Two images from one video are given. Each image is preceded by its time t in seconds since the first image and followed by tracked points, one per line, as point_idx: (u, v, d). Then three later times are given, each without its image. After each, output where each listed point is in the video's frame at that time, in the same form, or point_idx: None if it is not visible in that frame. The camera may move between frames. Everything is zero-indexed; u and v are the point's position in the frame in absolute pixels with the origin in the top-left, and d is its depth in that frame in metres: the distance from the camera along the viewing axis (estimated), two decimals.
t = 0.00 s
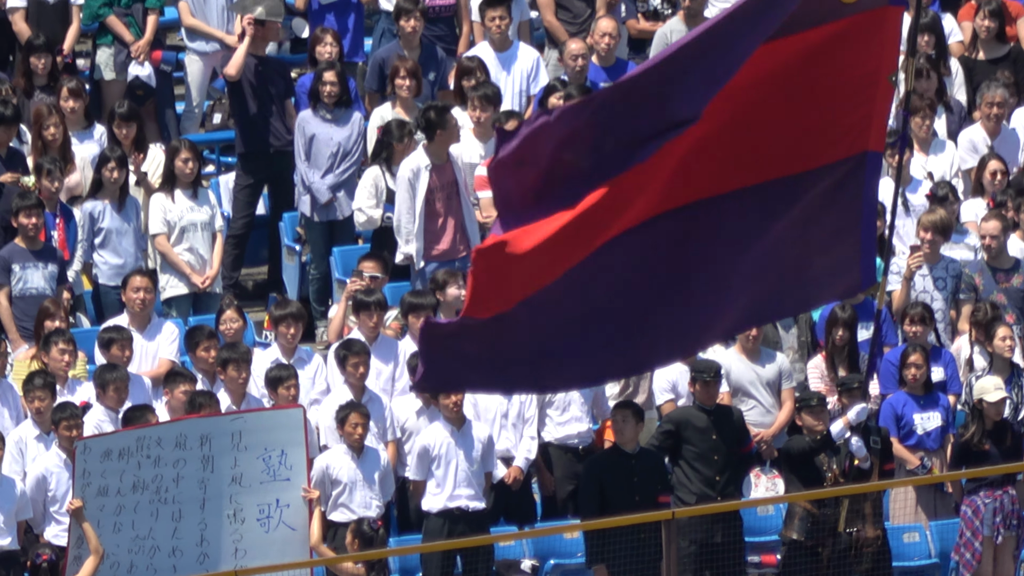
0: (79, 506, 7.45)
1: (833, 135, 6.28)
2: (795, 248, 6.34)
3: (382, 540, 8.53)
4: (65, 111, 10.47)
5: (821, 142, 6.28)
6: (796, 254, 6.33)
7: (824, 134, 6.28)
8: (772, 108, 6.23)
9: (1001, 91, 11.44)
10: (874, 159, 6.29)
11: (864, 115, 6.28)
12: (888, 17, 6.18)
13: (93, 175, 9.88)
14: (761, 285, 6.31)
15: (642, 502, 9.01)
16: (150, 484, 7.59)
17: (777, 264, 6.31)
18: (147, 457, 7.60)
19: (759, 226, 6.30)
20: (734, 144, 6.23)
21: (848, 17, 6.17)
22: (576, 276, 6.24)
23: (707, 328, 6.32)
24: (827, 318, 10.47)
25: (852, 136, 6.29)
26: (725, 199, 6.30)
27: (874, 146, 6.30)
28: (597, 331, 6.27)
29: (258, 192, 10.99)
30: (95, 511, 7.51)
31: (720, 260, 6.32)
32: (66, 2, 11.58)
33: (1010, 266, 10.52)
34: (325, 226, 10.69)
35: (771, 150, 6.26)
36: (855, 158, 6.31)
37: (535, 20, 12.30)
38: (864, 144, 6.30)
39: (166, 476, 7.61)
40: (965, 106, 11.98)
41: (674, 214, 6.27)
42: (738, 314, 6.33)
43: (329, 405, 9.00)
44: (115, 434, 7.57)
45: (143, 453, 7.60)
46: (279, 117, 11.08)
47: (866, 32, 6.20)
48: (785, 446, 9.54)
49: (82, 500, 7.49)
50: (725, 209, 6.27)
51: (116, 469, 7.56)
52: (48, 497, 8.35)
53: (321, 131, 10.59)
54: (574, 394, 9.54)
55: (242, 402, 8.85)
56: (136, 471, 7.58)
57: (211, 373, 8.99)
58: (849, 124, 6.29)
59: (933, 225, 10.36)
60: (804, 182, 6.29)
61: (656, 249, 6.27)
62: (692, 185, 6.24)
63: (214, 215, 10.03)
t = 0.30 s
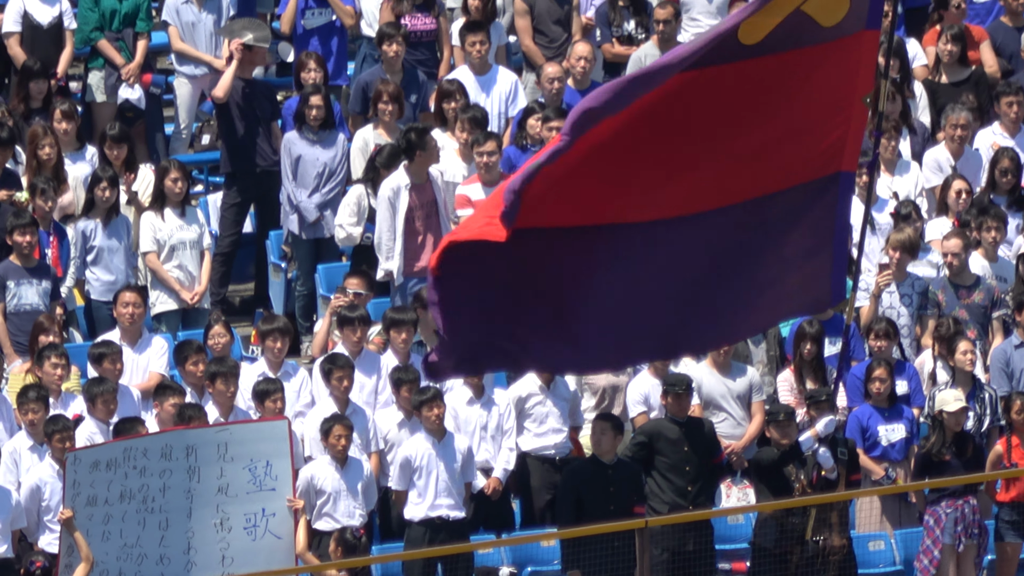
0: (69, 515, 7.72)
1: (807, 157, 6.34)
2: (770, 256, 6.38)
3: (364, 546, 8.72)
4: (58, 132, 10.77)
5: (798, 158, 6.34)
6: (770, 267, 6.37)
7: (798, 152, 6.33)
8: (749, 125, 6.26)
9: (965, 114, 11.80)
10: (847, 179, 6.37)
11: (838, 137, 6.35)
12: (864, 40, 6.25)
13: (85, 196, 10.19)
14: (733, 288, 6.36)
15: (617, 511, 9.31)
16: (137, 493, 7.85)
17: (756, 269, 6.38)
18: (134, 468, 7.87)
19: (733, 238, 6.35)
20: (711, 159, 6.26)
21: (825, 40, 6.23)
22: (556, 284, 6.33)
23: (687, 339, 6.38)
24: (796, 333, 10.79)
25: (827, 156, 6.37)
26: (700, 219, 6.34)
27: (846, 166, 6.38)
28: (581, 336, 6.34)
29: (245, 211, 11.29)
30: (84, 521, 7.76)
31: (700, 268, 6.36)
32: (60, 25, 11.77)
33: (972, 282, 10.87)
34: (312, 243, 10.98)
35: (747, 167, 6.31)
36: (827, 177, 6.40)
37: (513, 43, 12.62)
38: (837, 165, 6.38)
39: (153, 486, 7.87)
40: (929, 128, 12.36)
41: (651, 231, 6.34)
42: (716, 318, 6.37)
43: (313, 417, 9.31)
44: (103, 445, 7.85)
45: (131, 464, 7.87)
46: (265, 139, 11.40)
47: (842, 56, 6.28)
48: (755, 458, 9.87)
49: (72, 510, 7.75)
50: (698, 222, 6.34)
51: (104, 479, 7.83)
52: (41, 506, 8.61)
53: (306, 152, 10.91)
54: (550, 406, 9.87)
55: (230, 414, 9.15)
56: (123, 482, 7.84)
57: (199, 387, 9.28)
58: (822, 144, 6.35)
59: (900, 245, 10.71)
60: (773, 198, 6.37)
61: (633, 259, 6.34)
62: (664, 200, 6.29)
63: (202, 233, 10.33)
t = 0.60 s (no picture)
0: (68, 526, 7.82)
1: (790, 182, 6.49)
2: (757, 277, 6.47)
3: (353, 556, 9.14)
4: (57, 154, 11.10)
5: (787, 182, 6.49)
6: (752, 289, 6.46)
7: (785, 179, 6.50)
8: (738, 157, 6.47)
9: (936, 136, 12.08)
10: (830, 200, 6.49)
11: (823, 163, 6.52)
12: (846, 70, 6.49)
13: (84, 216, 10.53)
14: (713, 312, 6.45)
15: (599, 520, 9.63)
16: (133, 504, 7.88)
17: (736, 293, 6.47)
18: (130, 479, 7.91)
19: (718, 265, 6.46)
20: (701, 188, 6.46)
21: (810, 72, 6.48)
22: (550, 311, 6.43)
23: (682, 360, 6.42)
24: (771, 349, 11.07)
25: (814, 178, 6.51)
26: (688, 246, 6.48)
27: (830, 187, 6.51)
28: (560, 360, 6.37)
29: (239, 231, 11.62)
30: (81, 530, 7.85)
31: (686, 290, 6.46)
32: (59, 51, 12.10)
33: (942, 300, 11.17)
34: (304, 261, 11.36)
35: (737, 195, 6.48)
36: (811, 199, 6.52)
37: (497, 68, 12.96)
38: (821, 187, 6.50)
39: (147, 496, 7.91)
40: (901, 151, 12.72)
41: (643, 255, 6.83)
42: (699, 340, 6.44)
43: (305, 430, 9.64)
44: (101, 458, 7.89)
45: (126, 475, 7.91)
46: (258, 160, 11.74)
47: (826, 87, 6.50)
48: (733, 469, 10.18)
49: (70, 520, 7.84)
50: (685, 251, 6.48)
51: (101, 490, 7.89)
52: (41, 516, 8.91)
53: (299, 174, 11.28)
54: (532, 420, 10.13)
55: (224, 427, 9.47)
56: (119, 492, 7.90)
57: (195, 401, 9.61)
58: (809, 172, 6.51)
59: (875, 262, 11.01)
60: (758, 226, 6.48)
61: (625, 286, 6.45)
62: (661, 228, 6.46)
63: (196, 252, 10.64)
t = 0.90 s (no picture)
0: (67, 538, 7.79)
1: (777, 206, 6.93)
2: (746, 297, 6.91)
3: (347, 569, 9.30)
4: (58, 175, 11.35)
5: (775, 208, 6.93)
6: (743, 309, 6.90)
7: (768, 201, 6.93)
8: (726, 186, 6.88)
9: (919, 157, 12.34)
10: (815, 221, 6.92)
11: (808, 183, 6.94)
12: (833, 96, 6.92)
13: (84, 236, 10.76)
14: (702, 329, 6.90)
15: (590, 534, 9.83)
16: (128, 516, 7.71)
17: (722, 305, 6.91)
18: (125, 491, 7.73)
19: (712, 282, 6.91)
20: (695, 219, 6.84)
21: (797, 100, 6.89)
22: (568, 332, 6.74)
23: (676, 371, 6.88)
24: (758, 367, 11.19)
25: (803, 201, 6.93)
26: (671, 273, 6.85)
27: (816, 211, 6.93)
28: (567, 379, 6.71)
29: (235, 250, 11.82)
30: (81, 541, 7.78)
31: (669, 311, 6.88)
32: (60, 74, 12.36)
33: (924, 318, 11.39)
34: (297, 280, 11.55)
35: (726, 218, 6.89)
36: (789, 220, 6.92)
37: (489, 90, 13.18)
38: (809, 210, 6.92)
39: (142, 509, 7.71)
40: (883, 171, 12.96)
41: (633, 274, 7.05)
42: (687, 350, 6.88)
43: (301, 445, 9.86)
44: (98, 470, 7.76)
45: (122, 488, 7.74)
46: (253, 180, 11.97)
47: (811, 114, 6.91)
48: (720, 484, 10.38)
49: (70, 532, 7.81)
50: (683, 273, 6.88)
51: (98, 503, 7.76)
52: (43, 529, 9.10)
53: (295, 195, 11.53)
54: (522, 435, 10.32)
55: (221, 441, 9.66)
56: (115, 504, 7.73)
57: (193, 417, 9.81)
58: (792, 196, 6.94)
59: (859, 281, 11.22)
60: (744, 246, 6.96)
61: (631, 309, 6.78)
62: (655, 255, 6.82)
63: (194, 271, 10.89)
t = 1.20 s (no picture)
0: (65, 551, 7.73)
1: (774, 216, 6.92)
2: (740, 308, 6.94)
3: None
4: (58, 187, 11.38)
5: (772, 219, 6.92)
6: (739, 321, 6.91)
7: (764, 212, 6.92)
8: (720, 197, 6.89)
9: (919, 169, 12.35)
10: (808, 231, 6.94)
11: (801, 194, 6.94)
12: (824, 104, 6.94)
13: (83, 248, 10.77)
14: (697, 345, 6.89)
15: (590, 545, 9.84)
16: (125, 528, 7.68)
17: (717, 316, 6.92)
18: (124, 504, 7.71)
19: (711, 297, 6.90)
20: (687, 230, 6.87)
21: (789, 109, 6.92)
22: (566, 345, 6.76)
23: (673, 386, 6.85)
24: (756, 378, 11.16)
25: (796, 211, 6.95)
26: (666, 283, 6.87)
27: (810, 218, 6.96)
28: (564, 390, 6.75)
29: (235, 262, 11.82)
30: (80, 554, 7.76)
31: (665, 323, 6.88)
32: (58, 86, 12.36)
33: (923, 330, 11.36)
34: (296, 292, 11.55)
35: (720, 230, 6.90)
36: (787, 233, 6.94)
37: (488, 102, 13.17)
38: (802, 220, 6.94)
39: (139, 521, 7.67)
40: (883, 183, 12.94)
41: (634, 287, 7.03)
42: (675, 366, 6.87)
43: (301, 457, 9.85)
44: (96, 483, 7.74)
45: (120, 500, 7.72)
46: (252, 192, 11.97)
47: (803, 123, 6.93)
48: (719, 495, 10.36)
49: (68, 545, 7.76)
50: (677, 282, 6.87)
51: (96, 515, 7.74)
52: (42, 541, 9.08)
53: (293, 207, 11.53)
54: (521, 447, 10.29)
55: (220, 453, 9.66)
56: (113, 517, 7.71)
57: (193, 429, 9.81)
58: (787, 206, 6.94)
59: (860, 293, 11.21)
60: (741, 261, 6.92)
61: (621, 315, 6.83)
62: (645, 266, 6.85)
63: (193, 282, 10.89)
